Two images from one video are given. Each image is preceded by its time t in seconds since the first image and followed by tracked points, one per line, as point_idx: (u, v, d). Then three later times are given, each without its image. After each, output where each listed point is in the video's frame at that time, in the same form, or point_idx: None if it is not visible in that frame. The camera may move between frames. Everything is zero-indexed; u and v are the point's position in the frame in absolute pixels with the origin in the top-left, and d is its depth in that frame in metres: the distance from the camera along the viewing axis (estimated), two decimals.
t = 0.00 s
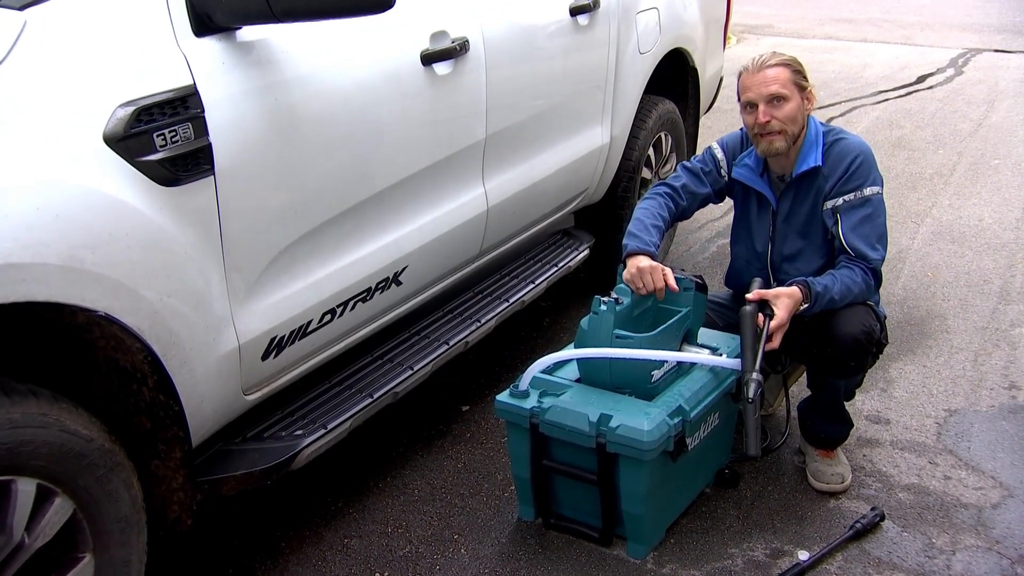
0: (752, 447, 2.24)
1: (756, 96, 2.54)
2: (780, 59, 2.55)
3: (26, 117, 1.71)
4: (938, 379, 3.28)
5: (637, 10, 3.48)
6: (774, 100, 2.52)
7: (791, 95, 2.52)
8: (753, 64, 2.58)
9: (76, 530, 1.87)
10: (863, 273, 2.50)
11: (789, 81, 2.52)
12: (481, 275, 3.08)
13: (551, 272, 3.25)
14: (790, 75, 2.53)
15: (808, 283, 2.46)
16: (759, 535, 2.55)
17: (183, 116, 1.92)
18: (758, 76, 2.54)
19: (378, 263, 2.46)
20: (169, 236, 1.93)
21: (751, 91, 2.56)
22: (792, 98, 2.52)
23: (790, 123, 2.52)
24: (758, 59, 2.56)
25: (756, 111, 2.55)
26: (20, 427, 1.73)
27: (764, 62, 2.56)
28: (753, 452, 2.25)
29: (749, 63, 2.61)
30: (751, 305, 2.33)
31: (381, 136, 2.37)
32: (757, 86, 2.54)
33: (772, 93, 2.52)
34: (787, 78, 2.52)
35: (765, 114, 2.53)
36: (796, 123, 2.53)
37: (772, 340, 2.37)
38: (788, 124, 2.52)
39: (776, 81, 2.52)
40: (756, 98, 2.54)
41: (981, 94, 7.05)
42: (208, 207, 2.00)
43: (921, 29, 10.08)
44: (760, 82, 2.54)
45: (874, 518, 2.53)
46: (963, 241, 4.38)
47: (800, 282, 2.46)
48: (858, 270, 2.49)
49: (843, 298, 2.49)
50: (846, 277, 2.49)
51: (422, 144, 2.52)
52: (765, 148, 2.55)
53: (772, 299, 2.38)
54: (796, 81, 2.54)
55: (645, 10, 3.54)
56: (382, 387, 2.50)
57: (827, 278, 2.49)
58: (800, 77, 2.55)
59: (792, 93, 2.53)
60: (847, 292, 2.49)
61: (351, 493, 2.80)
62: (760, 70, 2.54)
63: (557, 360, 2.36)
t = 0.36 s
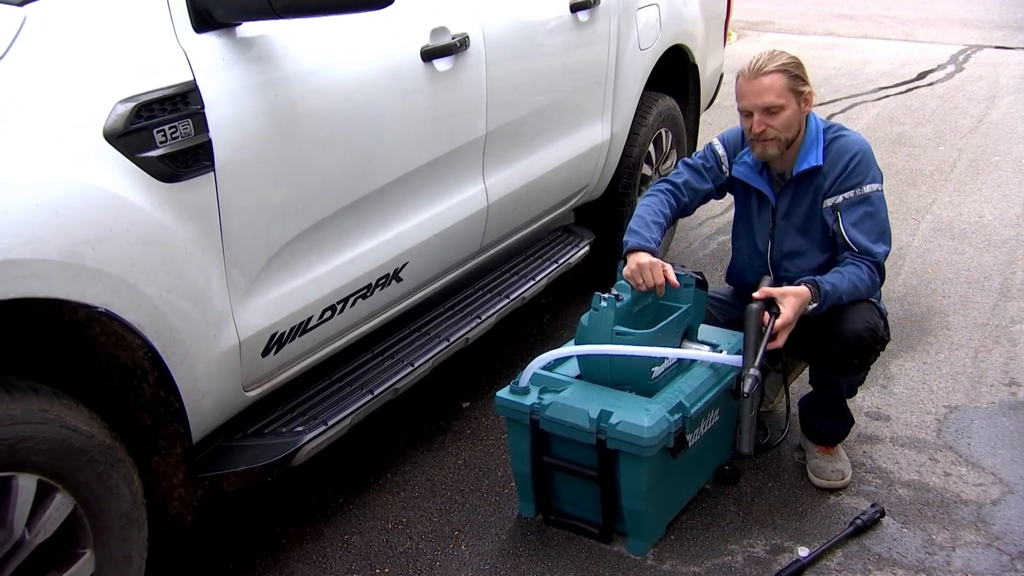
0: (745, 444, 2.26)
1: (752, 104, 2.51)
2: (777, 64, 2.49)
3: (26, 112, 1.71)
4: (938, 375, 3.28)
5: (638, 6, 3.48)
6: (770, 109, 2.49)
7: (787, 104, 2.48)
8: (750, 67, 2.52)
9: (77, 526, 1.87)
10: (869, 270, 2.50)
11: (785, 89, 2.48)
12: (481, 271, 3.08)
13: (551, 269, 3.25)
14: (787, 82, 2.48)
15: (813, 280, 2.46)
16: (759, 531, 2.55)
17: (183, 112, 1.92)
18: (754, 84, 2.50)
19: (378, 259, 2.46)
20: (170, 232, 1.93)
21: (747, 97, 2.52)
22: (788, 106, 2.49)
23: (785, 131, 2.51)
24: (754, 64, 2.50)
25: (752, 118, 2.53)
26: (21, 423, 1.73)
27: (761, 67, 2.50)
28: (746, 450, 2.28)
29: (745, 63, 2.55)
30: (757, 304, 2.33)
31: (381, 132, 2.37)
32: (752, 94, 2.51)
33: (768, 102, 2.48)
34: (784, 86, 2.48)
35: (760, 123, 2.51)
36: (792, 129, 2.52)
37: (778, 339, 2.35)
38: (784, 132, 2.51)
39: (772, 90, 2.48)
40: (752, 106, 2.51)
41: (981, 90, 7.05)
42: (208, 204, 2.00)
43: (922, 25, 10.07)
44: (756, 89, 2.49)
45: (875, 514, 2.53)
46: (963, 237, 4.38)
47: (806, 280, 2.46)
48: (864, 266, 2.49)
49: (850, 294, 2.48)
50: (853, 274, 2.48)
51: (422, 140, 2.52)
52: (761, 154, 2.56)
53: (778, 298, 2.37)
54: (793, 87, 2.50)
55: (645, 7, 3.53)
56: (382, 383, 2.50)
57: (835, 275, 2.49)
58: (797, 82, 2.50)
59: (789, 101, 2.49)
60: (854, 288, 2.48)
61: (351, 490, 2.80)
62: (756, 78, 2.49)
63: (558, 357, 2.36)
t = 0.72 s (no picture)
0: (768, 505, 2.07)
1: (742, 121, 2.49)
2: (766, 82, 2.44)
3: (25, 110, 1.70)
4: (938, 373, 3.28)
5: (638, 4, 3.47)
6: (761, 128, 2.46)
7: (778, 121, 2.46)
8: (739, 84, 2.48)
9: (77, 524, 1.87)
10: (895, 271, 2.37)
11: (775, 107, 2.45)
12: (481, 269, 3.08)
13: (551, 267, 3.25)
14: (777, 99, 2.44)
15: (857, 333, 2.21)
16: (759, 530, 2.55)
17: (183, 110, 1.92)
18: (743, 102, 2.46)
19: (378, 257, 2.46)
20: (169, 230, 1.93)
21: (737, 114, 2.50)
22: (779, 123, 2.46)
23: (778, 145, 2.50)
24: (742, 82, 2.46)
25: (743, 134, 2.51)
26: (21, 421, 1.73)
27: (750, 86, 2.45)
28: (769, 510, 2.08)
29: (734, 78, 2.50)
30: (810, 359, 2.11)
31: (381, 130, 2.37)
32: (742, 111, 2.48)
33: (758, 122, 2.46)
34: (773, 104, 2.44)
35: (752, 140, 2.50)
36: (784, 143, 2.51)
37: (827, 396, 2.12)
38: (776, 147, 2.50)
39: (761, 109, 2.45)
40: (742, 123, 2.49)
41: (982, 88, 7.04)
42: (208, 202, 2.00)
43: (922, 24, 10.06)
44: (746, 109, 2.46)
45: (874, 512, 2.53)
46: (963, 235, 4.38)
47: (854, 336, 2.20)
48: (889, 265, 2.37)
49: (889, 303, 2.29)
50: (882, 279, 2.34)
51: (422, 139, 2.51)
52: (754, 166, 2.56)
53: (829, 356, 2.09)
54: (783, 102, 2.45)
55: (645, 5, 3.53)
56: (382, 381, 2.50)
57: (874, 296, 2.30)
58: (788, 96, 2.46)
59: (780, 117, 2.46)
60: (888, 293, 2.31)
61: (351, 487, 2.80)
62: (745, 97, 2.45)
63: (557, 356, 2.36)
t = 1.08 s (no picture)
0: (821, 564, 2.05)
1: (745, 142, 2.43)
2: (772, 108, 2.36)
3: (25, 110, 1.70)
4: (938, 372, 3.28)
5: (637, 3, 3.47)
6: (762, 152, 2.41)
7: (781, 147, 2.39)
8: (748, 104, 2.41)
9: (77, 523, 1.87)
10: (915, 316, 2.36)
11: (779, 132, 2.38)
12: (480, 268, 3.08)
13: (551, 266, 3.25)
14: (781, 126, 2.37)
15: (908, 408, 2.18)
16: (758, 528, 2.55)
17: (182, 109, 1.92)
18: (747, 125, 2.40)
19: (378, 256, 2.46)
20: (169, 229, 1.93)
21: (742, 134, 2.44)
22: (782, 149, 2.40)
23: (780, 168, 2.44)
24: (750, 104, 2.39)
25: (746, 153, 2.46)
26: (21, 420, 1.73)
27: (757, 108, 2.38)
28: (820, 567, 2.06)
29: (746, 96, 2.43)
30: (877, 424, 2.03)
31: (381, 129, 2.37)
32: (745, 133, 2.42)
33: (760, 146, 2.40)
34: (777, 130, 2.38)
35: (754, 160, 2.44)
36: (787, 166, 2.44)
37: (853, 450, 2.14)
38: (778, 169, 2.44)
39: (764, 134, 2.39)
40: (745, 144, 2.43)
41: (981, 87, 7.04)
42: (207, 201, 2.00)
43: (922, 22, 10.05)
44: (750, 131, 2.40)
45: (875, 511, 2.51)
46: (963, 234, 4.38)
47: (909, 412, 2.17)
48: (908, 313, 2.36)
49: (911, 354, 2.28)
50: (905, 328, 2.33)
51: (422, 137, 2.52)
52: (757, 181, 2.52)
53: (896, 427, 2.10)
54: (790, 128, 2.38)
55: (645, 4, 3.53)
56: (382, 380, 2.50)
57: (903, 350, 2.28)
58: (795, 123, 2.38)
59: (784, 143, 2.39)
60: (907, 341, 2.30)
61: (351, 486, 2.80)
62: (750, 120, 2.39)
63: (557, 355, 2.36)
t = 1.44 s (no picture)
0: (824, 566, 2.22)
1: (761, 148, 2.44)
2: (791, 116, 2.37)
3: (25, 107, 1.70)
4: (938, 369, 3.28)
5: None
6: (778, 159, 2.42)
7: (798, 155, 2.40)
8: (765, 111, 2.41)
9: (77, 520, 1.87)
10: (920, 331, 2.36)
11: (796, 140, 2.39)
12: (480, 265, 3.08)
13: (551, 263, 3.25)
14: (799, 134, 2.38)
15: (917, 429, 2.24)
16: (758, 525, 2.55)
17: (182, 106, 1.92)
18: (764, 132, 2.41)
19: (378, 253, 2.46)
20: (168, 226, 1.93)
21: (758, 140, 2.44)
22: (799, 157, 2.41)
23: (795, 175, 2.45)
24: (768, 111, 2.39)
25: (762, 159, 2.47)
26: (21, 417, 1.73)
27: (775, 116, 2.39)
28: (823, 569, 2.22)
29: (764, 103, 2.43)
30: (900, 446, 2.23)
31: (381, 127, 2.37)
32: (762, 140, 2.42)
33: (776, 154, 2.41)
34: (795, 139, 2.39)
35: (769, 167, 2.45)
36: (802, 173, 2.45)
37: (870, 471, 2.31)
38: (793, 176, 2.46)
39: (781, 142, 2.39)
40: (761, 151, 2.44)
41: (981, 84, 7.04)
42: (207, 198, 1.99)
43: (922, 19, 10.05)
44: (767, 139, 2.41)
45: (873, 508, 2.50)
46: (963, 231, 4.38)
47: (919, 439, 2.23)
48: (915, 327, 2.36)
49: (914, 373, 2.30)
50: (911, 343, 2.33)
51: (422, 134, 2.51)
52: (769, 186, 2.53)
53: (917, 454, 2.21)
54: (807, 137, 2.39)
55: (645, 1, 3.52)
56: (382, 377, 2.50)
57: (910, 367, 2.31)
58: (813, 131, 2.39)
59: (801, 151, 2.40)
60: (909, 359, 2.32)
61: (351, 483, 2.80)
62: (767, 128, 2.40)
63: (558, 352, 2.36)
